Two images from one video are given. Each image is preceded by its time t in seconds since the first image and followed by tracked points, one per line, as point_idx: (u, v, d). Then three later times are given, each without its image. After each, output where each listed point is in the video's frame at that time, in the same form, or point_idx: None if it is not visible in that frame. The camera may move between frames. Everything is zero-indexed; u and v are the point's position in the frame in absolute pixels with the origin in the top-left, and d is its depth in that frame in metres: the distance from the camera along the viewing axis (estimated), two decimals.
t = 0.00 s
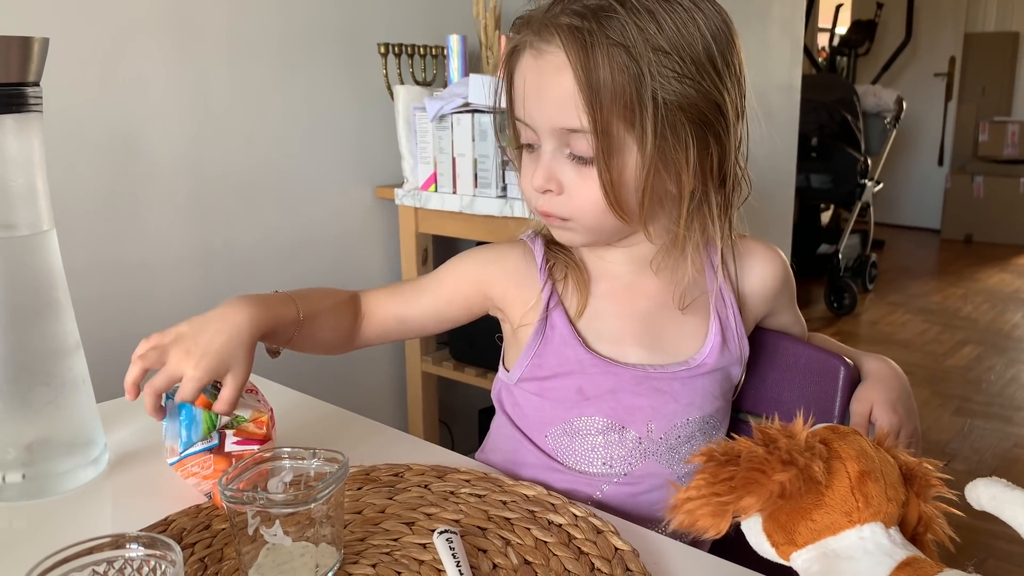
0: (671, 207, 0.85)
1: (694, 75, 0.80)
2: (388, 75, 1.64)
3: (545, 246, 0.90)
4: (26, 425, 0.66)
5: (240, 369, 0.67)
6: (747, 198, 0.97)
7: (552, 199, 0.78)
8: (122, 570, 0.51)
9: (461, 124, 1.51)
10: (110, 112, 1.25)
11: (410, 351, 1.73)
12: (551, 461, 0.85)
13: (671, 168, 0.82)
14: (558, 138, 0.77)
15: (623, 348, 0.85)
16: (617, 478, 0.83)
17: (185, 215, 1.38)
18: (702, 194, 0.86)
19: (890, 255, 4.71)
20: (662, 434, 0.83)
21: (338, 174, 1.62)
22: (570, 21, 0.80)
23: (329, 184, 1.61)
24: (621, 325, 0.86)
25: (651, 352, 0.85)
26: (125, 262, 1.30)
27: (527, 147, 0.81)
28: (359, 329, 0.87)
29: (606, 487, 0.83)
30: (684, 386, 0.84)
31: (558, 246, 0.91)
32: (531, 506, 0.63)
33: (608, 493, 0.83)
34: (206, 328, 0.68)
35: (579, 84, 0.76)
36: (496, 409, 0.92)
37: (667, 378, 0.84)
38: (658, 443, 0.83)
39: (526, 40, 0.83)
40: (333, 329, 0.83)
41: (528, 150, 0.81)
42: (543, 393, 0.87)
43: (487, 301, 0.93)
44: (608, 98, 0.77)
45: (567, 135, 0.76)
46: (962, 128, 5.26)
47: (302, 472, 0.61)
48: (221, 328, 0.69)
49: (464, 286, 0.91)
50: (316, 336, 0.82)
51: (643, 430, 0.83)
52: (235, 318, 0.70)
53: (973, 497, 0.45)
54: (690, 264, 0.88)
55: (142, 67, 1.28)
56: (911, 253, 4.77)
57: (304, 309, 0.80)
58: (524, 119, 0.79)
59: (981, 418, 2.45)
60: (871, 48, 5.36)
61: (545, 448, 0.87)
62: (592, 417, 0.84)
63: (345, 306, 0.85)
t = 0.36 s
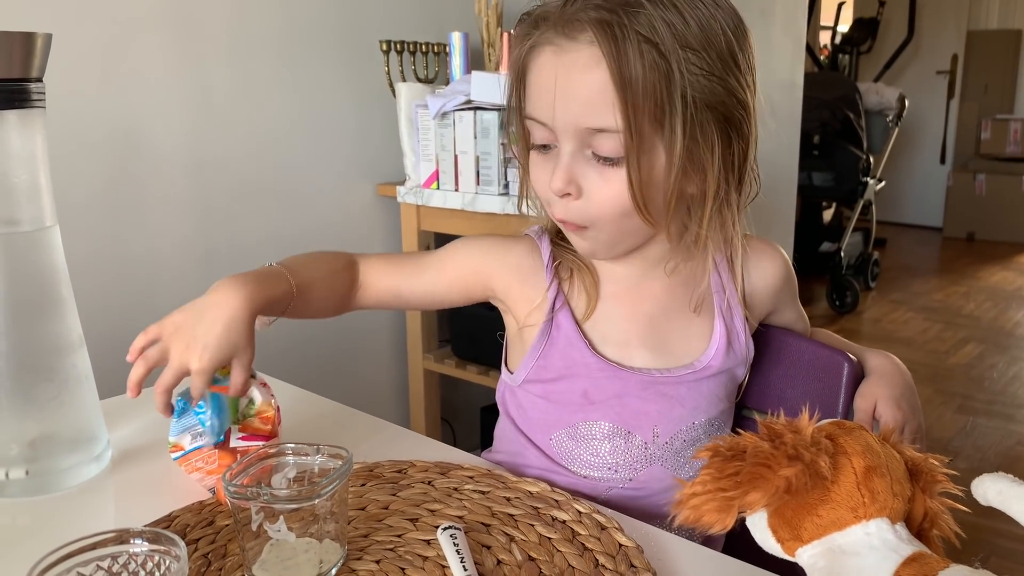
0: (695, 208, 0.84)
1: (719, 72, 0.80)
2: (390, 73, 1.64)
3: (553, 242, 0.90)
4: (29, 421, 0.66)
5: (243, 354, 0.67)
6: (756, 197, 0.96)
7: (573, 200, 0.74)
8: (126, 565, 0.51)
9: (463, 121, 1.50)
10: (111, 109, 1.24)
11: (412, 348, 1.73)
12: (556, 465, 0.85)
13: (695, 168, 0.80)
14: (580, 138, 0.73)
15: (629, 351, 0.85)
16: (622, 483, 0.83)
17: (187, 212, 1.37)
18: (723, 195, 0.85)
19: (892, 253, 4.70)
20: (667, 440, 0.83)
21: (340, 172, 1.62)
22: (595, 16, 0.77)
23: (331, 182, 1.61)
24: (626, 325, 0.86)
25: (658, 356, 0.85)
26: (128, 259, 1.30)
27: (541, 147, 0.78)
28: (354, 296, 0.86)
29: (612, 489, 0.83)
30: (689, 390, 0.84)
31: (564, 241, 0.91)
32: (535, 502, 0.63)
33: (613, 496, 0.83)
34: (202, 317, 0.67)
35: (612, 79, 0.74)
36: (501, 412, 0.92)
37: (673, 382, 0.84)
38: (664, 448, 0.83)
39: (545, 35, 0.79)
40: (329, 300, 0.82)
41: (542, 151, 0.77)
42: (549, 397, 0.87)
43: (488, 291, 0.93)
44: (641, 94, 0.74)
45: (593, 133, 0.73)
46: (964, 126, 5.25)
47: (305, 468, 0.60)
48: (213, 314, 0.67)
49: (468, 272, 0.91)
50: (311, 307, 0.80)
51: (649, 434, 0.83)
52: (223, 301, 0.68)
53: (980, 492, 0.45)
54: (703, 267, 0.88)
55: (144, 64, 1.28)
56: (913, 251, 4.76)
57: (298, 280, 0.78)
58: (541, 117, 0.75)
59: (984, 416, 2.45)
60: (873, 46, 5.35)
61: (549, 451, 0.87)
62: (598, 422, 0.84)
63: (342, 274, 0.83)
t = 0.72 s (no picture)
0: (708, 227, 0.83)
1: (726, 97, 0.77)
2: (391, 69, 1.64)
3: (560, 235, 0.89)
4: (32, 416, 0.66)
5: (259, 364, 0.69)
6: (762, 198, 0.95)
7: (588, 240, 0.72)
8: (129, 560, 0.51)
9: (464, 118, 1.50)
10: (112, 106, 1.24)
11: (413, 345, 1.73)
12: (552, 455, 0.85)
13: (706, 197, 0.78)
14: (593, 182, 0.71)
15: (630, 355, 0.86)
16: (620, 476, 0.83)
17: (188, 209, 1.37)
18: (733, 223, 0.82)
19: (892, 251, 4.70)
20: (666, 436, 0.84)
21: (340, 169, 1.62)
22: (596, 55, 0.74)
23: (332, 179, 1.61)
24: (628, 327, 0.86)
25: (658, 360, 0.86)
26: (129, 256, 1.30)
27: (548, 189, 0.75)
28: (361, 266, 0.87)
29: (610, 482, 0.83)
30: (689, 390, 0.84)
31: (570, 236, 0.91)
32: (537, 498, 0.63)
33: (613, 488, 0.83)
34: (222, 329, 0.67)
35: (622, 119, 0.71)
36: (500, 403, 0.92)
37: (673, 383, 0.84)
38: (662, 445, 0.84)
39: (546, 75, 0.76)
40: (336, 270, 0.83)
41: (550, 191, 0.75)
42: (549, 391, 0.87)
43: (491, 279, 0.93)
44: (652, 133, 0.71)
45: (605, 175, 0.70)
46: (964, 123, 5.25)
47: (308, 463, 0.60)
48: (234, 328, 0.67)
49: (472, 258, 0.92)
50: (318, 281, 0.81)
51: (648, 432, 0.84)
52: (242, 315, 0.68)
53: (984, 487, 0.45)
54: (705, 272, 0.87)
55: (145, 61, 1.27)
56: (913, 248, 4.76)
57: (300, 263, 0.79)
58: (548, 162, 0.72)
59: (984, 413, 2.45)
60: (874, 43, 5.35)
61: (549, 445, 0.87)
62: (596, 418, 0.85)
63: (347, 246, 0.85)
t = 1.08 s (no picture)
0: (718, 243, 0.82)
1: (746, 120, 0.76)
2: (388, 65, 1.64)
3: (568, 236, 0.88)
4: (29, 411, 0.66)
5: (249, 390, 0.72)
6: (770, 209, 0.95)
7: (594, 254, 0.72)
8: (127, 553, 0.51)
9: (461, 114, 1.50)
10: (109, 102, 1.24)
11: (411, 341, 1.73)
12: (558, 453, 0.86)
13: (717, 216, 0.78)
14: (604, 199, 0.70)
15: (641, 359, 0.86)
16: (626, 474, 0.84)
17: (185, 205, 1.37)
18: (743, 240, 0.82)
19: (889, 247, 4.71)
20: (674, 437, 0.84)
21: (337, 165, 1.62)
22: (620, 72, 0.72)
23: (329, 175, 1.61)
24: (638, 333, 0.86)
25: (668, 365, 0.85)
26: (126, 252, 1.30)
27: (557, 196, 0.74)
28: (360, 274, 0.88)
29: (617, 479, 0.84)
30: (699, 394, 0.84)
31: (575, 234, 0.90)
32: (535, 491, 0.63)
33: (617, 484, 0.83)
34: (213, 363, 0.69)
35: (637, 144, 0.70)
36: (501, 398, 0.92)
37: (685, 388, 0.84)
38: (670, 445, 0.84)
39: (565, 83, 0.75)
40: (331, 285, 0.83)
41: (559, 199, 0.74)
42: (556, 390, 0.87)
43: (496, 280, 0.92)
44: (670, 160, 0.71)
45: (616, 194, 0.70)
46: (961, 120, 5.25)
47: (306, 456, 0.60)
48: (223, 360, 0.69)
49: (476, 260, 0.91)
50: (315, 299, 0.81)
51: (657, 434, 0.84)
52: (232, 346, 0.70)
53: (981, 477, 0.45)
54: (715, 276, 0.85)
55: (142, 56, 1.27)
56: (910, 244, 4.77)
57: (294, 288, 0.79)
58: (559, 173, 0.72)
59: (981, 409, 2.45)
60: (871, 39, 5.35)
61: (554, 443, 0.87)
62: (604, 419, 0.85)
63: (344, 260, 0.84)
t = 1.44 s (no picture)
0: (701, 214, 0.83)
1: (727, 83, 0.78)
2: (381, 62, 1.64)
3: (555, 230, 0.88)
4: (21, 409, 0.66)
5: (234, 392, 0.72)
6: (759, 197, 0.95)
7: (579, 213, 0.74)
8: (119, 550, 0.51)
9: (455, 111, 1.50)
10: (101, 98, 1.24)
11: (405, 339, 1.73)
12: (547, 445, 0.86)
13: (701, 180, 0.80)
14: (587, 154, 0.72)
15: (627, 347, 0.86)
16: (615, 466, 0.84)
17: (178, 202, 1.37)
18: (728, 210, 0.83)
19: (883, 244, 4.72)
20: (662, 427, 0.84)
21: (331, 162, 1.62)
22: (603, 26, 0.75)
23: (323, 172, 1.60)
24: (625, 321, 0.86)
25: (655, 352, 0.86)
26: (119, 249, 1.30)
27: (545, 159, 0.77)
28: (350, 273, 0.87)
29: (605, 471, 0.84)
30: (686, 382, 0.85)
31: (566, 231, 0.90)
32: (528, 488, 0.63)
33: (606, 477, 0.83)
34: (201, 366, 0.69)
35: (620, 96, 0.72)
36: (493, 394, 0.92)
37: (670, 376, 0.84)
38: (658, 435, 0.84)
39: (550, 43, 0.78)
40: (321, 286, 0.83)
41: (546, 161, 0.76)
42: (544, 381, 0.87)
43: (488, 276, 0.92)
44: (647, 109, 0.73)
45: (599, 149, 0.72)
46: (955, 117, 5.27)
47: (298, 453, 0.60)
48: (214, 362, 0.69)
49: (466, 256, 0.91)
50: (305, 298, 0.81)
51: (644, 422, 0.84)
52: (223, 351, 0.70)
53: (972, 473, 0.45)
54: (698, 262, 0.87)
55: (134, 53, 1.27)
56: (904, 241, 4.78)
57: (285, 291, 0.79)
58: (545, 132, 0.74)
59: (974, 405, 2.46)
60: (865, 37, 5.36)
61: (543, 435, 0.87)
62: (592, 409, 0.85)
63: (333, 260, 0.84)
